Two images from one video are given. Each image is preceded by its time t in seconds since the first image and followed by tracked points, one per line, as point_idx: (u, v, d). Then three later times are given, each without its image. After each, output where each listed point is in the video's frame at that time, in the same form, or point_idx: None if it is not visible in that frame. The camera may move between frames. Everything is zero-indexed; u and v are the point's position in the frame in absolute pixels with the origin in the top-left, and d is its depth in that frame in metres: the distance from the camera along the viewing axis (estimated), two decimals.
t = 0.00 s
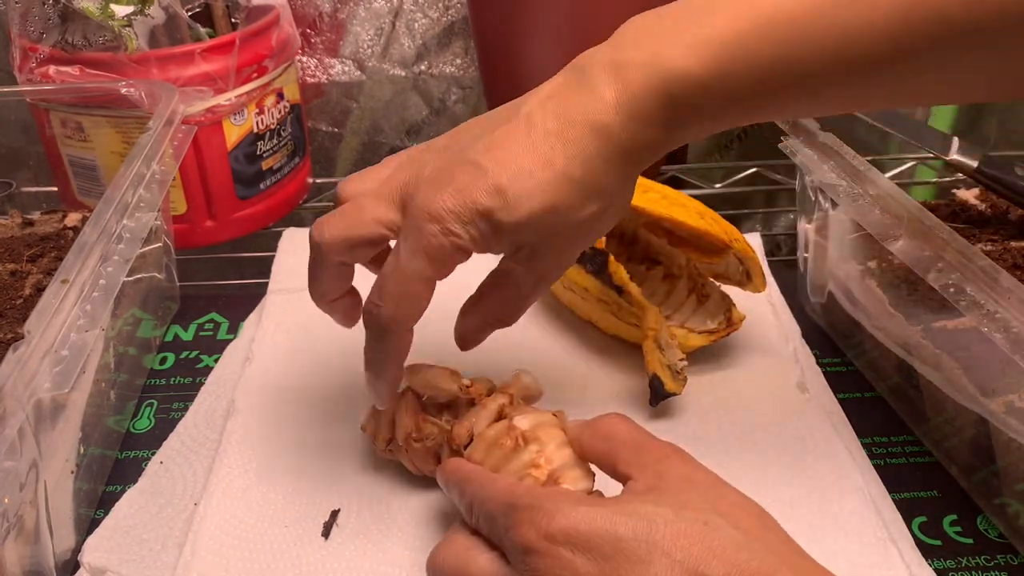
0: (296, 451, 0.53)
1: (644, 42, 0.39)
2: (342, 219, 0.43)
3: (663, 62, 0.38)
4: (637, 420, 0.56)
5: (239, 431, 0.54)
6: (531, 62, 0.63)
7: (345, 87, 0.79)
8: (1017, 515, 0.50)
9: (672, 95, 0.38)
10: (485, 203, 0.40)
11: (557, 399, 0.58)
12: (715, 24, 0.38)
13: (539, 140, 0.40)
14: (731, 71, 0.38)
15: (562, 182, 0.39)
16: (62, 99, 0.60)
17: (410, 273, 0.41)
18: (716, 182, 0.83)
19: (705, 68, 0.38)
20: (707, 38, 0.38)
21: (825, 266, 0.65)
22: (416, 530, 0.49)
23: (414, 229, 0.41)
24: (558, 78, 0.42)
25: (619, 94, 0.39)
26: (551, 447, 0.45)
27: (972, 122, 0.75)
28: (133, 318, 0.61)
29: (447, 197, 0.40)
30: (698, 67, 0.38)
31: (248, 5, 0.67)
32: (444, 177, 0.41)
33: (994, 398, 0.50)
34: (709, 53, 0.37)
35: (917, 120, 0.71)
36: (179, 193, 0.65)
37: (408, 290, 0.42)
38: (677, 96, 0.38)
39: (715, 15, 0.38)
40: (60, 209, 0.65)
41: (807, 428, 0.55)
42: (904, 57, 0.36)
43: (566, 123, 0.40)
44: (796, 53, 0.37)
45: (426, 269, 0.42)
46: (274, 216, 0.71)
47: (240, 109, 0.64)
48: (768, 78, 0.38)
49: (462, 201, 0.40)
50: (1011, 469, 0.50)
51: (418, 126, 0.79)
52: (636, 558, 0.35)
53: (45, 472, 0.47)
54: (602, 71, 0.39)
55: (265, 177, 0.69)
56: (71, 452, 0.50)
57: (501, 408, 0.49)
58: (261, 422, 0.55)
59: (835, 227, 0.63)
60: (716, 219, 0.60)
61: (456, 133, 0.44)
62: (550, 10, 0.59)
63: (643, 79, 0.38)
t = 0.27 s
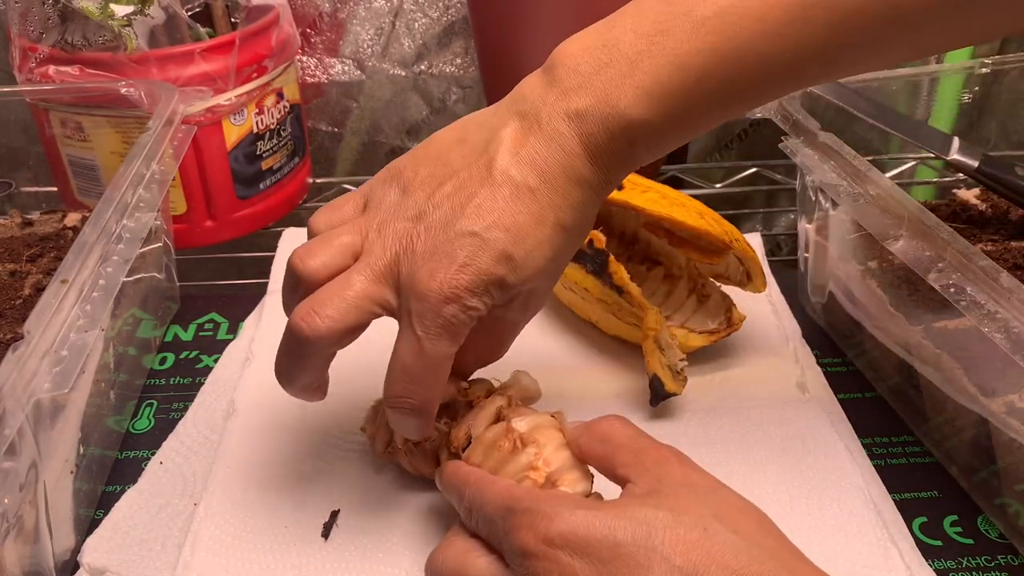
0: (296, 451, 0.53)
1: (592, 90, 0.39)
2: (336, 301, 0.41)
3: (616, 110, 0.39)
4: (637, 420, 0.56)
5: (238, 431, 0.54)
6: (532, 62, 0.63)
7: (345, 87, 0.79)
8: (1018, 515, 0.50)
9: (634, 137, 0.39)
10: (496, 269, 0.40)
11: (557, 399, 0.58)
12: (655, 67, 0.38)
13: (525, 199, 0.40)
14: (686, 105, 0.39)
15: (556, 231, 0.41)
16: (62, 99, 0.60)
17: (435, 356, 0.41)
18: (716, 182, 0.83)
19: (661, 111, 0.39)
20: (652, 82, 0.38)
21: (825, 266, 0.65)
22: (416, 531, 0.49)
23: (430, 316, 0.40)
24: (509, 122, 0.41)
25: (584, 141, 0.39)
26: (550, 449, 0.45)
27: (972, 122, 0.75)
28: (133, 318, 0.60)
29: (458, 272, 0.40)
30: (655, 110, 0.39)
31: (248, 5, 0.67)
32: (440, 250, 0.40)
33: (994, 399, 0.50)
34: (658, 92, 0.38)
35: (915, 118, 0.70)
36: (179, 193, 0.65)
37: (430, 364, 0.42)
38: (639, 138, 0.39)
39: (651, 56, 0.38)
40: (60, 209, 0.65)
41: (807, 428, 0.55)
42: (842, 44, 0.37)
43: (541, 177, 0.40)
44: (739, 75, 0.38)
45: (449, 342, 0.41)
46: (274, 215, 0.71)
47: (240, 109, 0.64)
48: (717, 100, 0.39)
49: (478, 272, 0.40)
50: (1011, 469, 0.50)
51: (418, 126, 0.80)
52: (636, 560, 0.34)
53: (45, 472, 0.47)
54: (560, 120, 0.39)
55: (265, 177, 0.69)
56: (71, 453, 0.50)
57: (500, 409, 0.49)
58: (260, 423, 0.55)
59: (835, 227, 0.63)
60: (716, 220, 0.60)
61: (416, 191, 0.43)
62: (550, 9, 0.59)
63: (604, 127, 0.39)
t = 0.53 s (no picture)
0: (296, 450, 0.53)
1: (585, 74, 0.38)
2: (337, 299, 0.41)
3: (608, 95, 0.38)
4: (637, 420, 0.56)
5: (238, 431, 0.54)
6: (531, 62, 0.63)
7: (345, 87, 0.79)
8: (1018, 515, 0.50)
9: (626, 123, 0.39)
10: (486, 256, 0.39)
11: (557, 399, 0.58)
12: (650, 51, 0.37)
13: (515, 184, 0.39)
14: (678, 90, 0.38)
15: (546, 218, 0.40)
16: (62, 99, 0.60)
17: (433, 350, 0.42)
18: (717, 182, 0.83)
19: (655, 96, 0.38)
20: (646, 68, 0.37)
21: (825, 266, 0.65)
22: (416, 530, 0.49)
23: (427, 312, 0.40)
24: (502, 108, 0.41)
25: (576, 128, 0.39)
26: (550, 449, 0.45)
27: (973, 122, 0.75)
28: (133, 318, 0.60)
29: (446, 257, 0.39)
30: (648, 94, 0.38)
31: (248, 5, 0.67)
32: (430, 235, 0.40)
33: (994, 398, 0.50)
34: (650, 78, 0.37)
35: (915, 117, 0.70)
36: (179, 193, 0.65)
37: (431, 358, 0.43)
38: (631, 124, 0.39)
39: (645, 40, 0.37)
40: (60, 209, 0.65)
41: (807, 428, 0.55)
42: (839, 30, 0.36)
43: (531, 163, 0.39)
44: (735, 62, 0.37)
45: (440, 328, 0.42)
46: (274, 215, 0.71)
47: (239, 109, 0.64)
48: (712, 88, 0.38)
49: (468, 259, 0.39)
50: (1011, 469, 0.50)
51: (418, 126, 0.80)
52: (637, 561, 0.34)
53: (44, 472, 0.47)
54: (552, 105, 0.39)
55: (265, 177, 0.69)
56: (71, 453, 0.50)
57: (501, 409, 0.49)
58: (260, 423, 0.55)
59: (835, 227, 0.63)
60: (717, 220, 0.59)
61: (409, 180, 0.42)
62: (549, 10, 0.59)
63: (596, 112, 0.38)
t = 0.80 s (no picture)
0: (296, 450, 0.53)
1: (571, 68, 0.38)
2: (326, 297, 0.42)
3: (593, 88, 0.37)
4: (637, 420, 0.56)
5: (238, 432, 0.54)
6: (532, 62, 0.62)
7: (345, 87, 0.79)
8: (1018, 515, 0.50)
9: (612, 116, 0.38)
10: (468, 249, 0.39)
11: (557, 399, 0.58)
12: (636, 43, 0.37)
13: (498, 179, 0.39)
14: (666, 82, 0.37)
15: (529, 213, 0.40)
16: (62, 99, 0.60)
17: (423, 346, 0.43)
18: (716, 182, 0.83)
19: (640, 89, 0.37)
20: (632, 60, 0.37)
21: (826, 266, 0.65)
22: (416, 530, 0.49)
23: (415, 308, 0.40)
24: (489, 103, 0.40)
25: (560, 121, 0.38)
26: (552, 449, 0.45)
27: (972, 122, 0.75)
28: (132, 318, 0.60)
29: (427, 251, 0.39)
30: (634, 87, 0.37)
31: (248, 5, 0.67)
32: (413, 229, 0.40)
33: (995, 398, 0.50)
34: (637, 71, 0.37)
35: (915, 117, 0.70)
36: (179, 193, 0.65)
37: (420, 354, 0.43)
38: (617, 118, 0.38)
39: (631, 32, 0.37)
40: (60, 209, 0.65)
41: (807, 428, 0.55)
42: (834, 24, 0.36)
43: (515, 157, 0.39)
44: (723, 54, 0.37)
45: (423, 323, 0.41)
46: (274, 215, 0.71)
47: (239, 109, 0.64)
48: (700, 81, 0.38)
49: (450, 253, 0.39)
50: (1012, 470, 0.50)
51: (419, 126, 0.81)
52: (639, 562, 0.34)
53: (45, 472, 0.46)
54: (537, 99, 0.38)
55: (265, 177, 0.69)
56: (71, 453, 0.50)
57: (501, 411, 0.49)
58: (260, 423, 0.55)
59: (835, 227, 0.63)
60: (717, 221, 0.59)
61: (396, 176, 0.43)
62: (550, 9, 0.59)
63: (582, 105, 0.38)
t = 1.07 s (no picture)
0: (296, 449, 0.53)
1: (563, 46, 0.38)
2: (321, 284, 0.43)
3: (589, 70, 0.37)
4: (638, 420, 0.56)
5: (238, 431, 0.54)
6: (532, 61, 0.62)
7: (345, 87, 0.79)
8: (1018, 515, 0.50)
9: (605, 95, 0.38)
10: (451, 227, 0.39)
11: (557, 399, 0.58)
12: (630, 22, 0.37)
13: (483, 157, 0.39)
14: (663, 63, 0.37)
15: (515, 191, 0.40)
16: (62, 99, 0.60)
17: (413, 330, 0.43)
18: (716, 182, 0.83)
19: (633, 68, 0.37)
20: (624, 38, 0.37)
21: (826, 266, 0.65)
22: (416, 530, 0.49)
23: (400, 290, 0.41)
24: (481, 83, 0.41)
25: (550, 99, 0.38)
26: (552, 449, 0.45)
27: (973, 122, 0.75)
28: (133, 318, 0.60)
29: (412, 228, 0.39)
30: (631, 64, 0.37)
31: (248, 5, 0.67)
32: (397, 205, 0.40)
33: (995, 398, 0.50)
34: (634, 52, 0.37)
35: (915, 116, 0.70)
36: (179, 193, 0.65)
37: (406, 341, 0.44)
38: (610, 97, 0.38)
39: (626, 11, 0.37)
40: (60, 209, 0.65)
41: (807, 428, 0.55)
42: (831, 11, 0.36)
43: (503, 135, 0.39)
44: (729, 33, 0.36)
45: (408, 301, 0.42)
46: (274, 215, 0.71)
47: (239, 109, 0.64)
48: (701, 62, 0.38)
49: (431, 229, 0.39)
50: (1012, 470, 0.50)
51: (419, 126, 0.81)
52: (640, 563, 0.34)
53: (45, 472, 0.46)
54: (528, 77, 0.38)
55: (265, 177, 0.69)
56: (71, 452, 0.50)
57: (501, 411, 0.49)
58: (260, 423, 0.55)
59: (836, 227, 0.63)
60: (717, 221, 0.59)
61: (386, 156, 0.43)
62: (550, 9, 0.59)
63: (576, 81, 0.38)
